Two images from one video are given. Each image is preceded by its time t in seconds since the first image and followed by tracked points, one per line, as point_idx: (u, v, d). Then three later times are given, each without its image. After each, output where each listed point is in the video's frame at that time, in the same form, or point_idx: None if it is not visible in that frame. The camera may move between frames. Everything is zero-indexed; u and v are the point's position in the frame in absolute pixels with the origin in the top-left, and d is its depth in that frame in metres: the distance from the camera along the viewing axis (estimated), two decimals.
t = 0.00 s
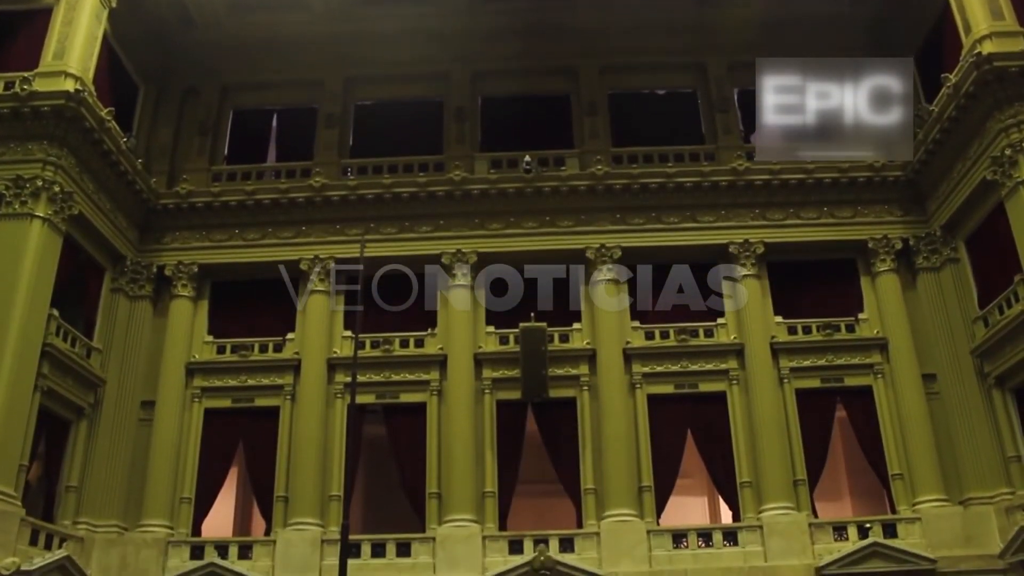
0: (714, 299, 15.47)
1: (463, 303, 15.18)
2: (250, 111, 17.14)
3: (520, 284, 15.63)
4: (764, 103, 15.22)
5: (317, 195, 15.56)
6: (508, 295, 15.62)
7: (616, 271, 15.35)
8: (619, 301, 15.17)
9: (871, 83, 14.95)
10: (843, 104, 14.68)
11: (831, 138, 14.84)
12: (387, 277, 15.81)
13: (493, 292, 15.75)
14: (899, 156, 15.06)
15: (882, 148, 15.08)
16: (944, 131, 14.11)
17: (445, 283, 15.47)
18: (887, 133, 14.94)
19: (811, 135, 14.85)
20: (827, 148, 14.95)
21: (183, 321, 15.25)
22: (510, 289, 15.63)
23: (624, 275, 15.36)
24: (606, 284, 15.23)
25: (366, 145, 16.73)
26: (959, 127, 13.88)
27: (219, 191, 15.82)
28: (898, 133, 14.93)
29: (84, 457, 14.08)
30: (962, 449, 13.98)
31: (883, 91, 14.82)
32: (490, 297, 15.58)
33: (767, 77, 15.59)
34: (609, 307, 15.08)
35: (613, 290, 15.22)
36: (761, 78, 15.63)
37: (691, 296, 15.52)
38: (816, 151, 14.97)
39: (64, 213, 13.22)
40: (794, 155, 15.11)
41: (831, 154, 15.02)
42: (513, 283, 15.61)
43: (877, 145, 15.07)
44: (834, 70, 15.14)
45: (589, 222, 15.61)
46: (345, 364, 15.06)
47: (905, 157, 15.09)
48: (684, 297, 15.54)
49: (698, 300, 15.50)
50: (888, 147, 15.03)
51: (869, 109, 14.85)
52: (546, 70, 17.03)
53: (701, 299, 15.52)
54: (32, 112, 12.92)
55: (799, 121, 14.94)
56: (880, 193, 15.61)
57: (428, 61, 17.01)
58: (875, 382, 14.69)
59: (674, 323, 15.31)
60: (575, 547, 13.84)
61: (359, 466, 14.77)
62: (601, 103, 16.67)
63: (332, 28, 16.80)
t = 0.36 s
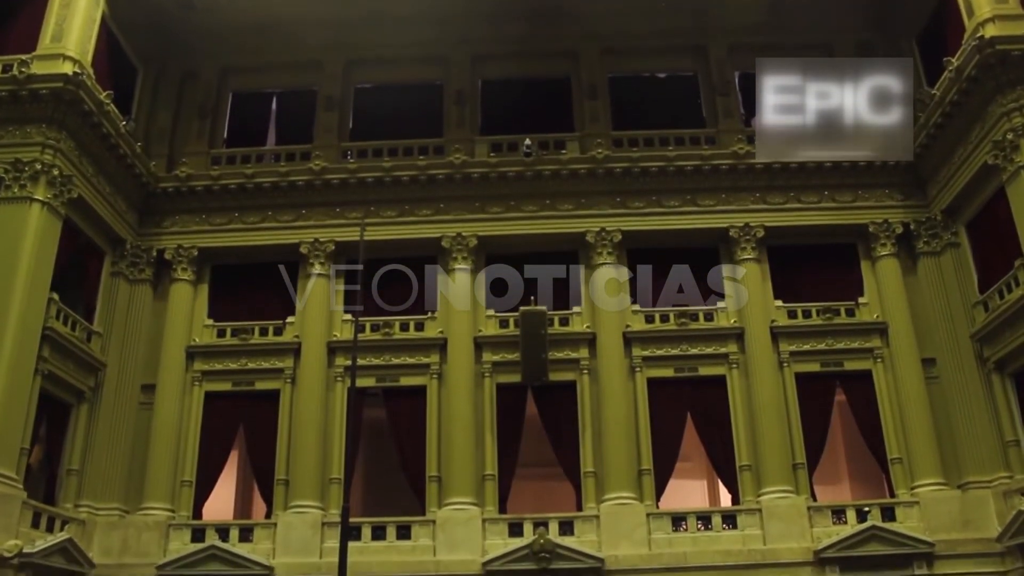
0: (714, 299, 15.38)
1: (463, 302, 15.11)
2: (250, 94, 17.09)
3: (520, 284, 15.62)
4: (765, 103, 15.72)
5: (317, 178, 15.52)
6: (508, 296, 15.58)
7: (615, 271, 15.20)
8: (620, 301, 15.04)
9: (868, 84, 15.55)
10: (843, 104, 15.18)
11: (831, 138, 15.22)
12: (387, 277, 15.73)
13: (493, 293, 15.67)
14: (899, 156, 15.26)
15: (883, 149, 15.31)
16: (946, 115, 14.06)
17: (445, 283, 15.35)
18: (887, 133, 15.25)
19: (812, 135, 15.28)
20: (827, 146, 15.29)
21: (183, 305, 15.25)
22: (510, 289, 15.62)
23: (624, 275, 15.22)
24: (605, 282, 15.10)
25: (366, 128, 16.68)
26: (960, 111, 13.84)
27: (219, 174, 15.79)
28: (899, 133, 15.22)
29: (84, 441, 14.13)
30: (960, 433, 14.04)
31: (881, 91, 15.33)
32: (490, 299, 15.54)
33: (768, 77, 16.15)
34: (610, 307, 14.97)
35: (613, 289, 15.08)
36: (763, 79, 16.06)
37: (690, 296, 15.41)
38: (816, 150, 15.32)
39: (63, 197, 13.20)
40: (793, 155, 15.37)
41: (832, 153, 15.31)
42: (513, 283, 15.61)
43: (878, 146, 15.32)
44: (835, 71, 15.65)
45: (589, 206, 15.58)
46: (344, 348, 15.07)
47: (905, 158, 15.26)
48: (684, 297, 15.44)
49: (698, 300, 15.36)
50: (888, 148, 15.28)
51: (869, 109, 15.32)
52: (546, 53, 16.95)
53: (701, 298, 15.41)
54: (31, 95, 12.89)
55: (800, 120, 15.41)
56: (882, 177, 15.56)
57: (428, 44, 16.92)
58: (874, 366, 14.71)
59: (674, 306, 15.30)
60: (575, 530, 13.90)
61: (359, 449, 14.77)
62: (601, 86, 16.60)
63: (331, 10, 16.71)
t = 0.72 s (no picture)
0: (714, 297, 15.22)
1: (463, 302, 15.06)
2: (249, 79, 17.03)
3: (520, 283, 15.60)
4: (765, 103, 15.53)
5: (317, 163, 15.47)
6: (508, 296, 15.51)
7: (615, 271, 15.12)
8: (620, 302, 14.96)
9: (868, 83, 15.41)
10: (843, 104, 15.07)
11: (832, 138, 15.22)
12: (388, 267, 15.74)
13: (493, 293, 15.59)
14: (899, 156, 15.35)
15: (882, 149, 15.40)
16: (947, 101, 14.01)
17: (445, 283, 15.30)
18: (887, 133, 15.33)
19: (812, 136, 15.27)
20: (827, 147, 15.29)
21: (183, 290, 15.25)
22: (510, 288, 15.56)
23: (624, 275, 15.15)
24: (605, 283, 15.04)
25: (366, 113, 16.63)
26: (962, 96, 13.79)
27: (218, 159, 15.74)
28: (899, 133, 15.28)
29: (85, 426, 14.17)
30: (959, 419, 14.07)
31: (883, 91, 15.25)
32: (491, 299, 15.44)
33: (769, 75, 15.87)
34: (610, 307, 14.89)
35: (613, 289, 15.01)
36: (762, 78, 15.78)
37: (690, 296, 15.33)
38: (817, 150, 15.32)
39: (62, 182, 13.18)
40: (793, 155, 15.37)
41: (832, 153, 15.33)
42: (513, 283, 15.56)
43: (878, 146, 15.41)
44: (833, 70, 15.51)
45: (589, 191, 15.55)
46: (344, 333, 15.08)
47: (905, 158, 15.37)
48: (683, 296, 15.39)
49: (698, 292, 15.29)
50: (887, 148, 15.36)
51: (870, 110, 15.30)
52: (547, 37, 16.87)
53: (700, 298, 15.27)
54: (29, 80, 12.85)
55: (800, 120, 15.32)
56: (883, 163, 15.52)
57: (428, 28, 16.84)
58: (874, 352, 14.72)
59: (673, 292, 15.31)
60: (575, 515, 13.94)
61: (360, 434, 14.79)
62: (601, 71, 16.53)
63: None
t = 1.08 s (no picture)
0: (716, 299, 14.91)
1: (463, 302, 14.96)
2: (248, 60, 16.96)
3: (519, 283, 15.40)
4: (764, 103, 15.43)
5: (317, 145, 15.43)
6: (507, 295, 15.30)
7: (615, 271, 15.04)
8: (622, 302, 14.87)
9: (868, 83, 15.35)
10: (843, 104, 14.91)
11: (832, 138, 15.12)
12: (388, 250, 15.74)
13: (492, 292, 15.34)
14: (899, 156, 15.35)
15: (882, 148, 15.35)
16: (950, 83, 13.96)
17: (446, 283, 15.19)
18: (886, 132, 15.27)
19: (812, 136, 15.18)
20: (827, 147, 15.21)
21: (183, 272, 15.25)
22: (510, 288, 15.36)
23: (623, 275, 15.05)
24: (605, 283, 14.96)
25: (366, 95, 16.57)
26: (965, 77, 13.74)
27: (218, 140, 15.70)
28: (898, 132, 15.25)
29: (86, 407, 14.21)
30: (958, 401, 14.11)
31: (883, 91, 15.17)
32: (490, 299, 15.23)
33: (768, 75, 15.79)
34: (611, 307, 14.78)
35: (613, 289, 14.92)
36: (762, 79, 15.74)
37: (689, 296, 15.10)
38: (816, 150, 15.22)
39: (61, 163, 13.15)
40: (792, 156, 15.36)
41: (832, 153, 15.25)
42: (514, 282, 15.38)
43: (877, 144, 15.36)
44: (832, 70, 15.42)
45: (590, 173, 15.51)
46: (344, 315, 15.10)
47: (905, 156, 15.36)
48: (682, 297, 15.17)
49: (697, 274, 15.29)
50: (887, 147, 15.35)
51: (869, 109, 15.21)
52: (547, 18, 16.77)
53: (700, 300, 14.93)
54: (27, 61, 12.80)
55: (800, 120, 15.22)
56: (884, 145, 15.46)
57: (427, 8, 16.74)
58: (874, 335, 14.74)
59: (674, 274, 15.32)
60: (574, 497, 13.99)
61: (360, 416, 14.80)
62: (602, 52, 16.44)
63: None
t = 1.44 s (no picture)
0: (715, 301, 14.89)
1: (464, 302, 14.91)
2: (248, 46, 16.90)
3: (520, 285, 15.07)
4: (765, 102, 15.43)
5: (316, 131, 15.40)
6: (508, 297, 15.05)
7: (615, 271, 14.97)
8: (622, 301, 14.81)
9: (868, 84, 15.38)
10: (843, 104, 15.06)
11: (833, 139, 15.10)
12: (388, 237, 15.73)
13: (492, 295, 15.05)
14: (900, 157, 15.29)
15: (882, 149, 15.29)
16: (951, 69, 13.92)
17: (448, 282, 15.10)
18: (887, 132, 15.27)
19: (812, 136, 15.14)
20: (828, 147, 15.16)
21: (183, 258, 15.25)
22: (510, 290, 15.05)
23: (624, 275, 14.96)
24: (606, 282, 14.89)
25: (366, 81, 16.52)
26: (967, 64, 13.70)
27: (217, 127, 15.67)
28: (899, 133, 15.25)
29: (86, 394, 14.24)
30: (957, 389, 14.14)
31: (883, 91, 15.21)
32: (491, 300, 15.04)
33: (768, 76, 15.84)
34: (611, 307, 14.73)
35: (613, 289, 14.87)
36: (762, 79, 15.81)
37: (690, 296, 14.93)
38: (817, 151, 15.17)
39: (60, 150, 13.13)
40: (794, 155, 15.27)
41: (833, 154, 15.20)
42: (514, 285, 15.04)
43: (878, 145, 15.30)
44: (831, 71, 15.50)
45: (590, 160, 15.48)
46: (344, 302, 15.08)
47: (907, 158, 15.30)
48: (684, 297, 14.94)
49: (698, 261, 15.28)
50: (887, 149, 15.30)
51: (870, 109, 15.26)
52: (548, 3, 16.70)
53: (701, 296, 14.93)
54: (25, 47, 12.76)
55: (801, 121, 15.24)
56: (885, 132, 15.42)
57: None
58: (874, 323, 14.74)
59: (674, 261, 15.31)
60: (574, 483, 14.02)
61: (360, 402, 14.79)
62: (603, 38, 16.38)
63: None
